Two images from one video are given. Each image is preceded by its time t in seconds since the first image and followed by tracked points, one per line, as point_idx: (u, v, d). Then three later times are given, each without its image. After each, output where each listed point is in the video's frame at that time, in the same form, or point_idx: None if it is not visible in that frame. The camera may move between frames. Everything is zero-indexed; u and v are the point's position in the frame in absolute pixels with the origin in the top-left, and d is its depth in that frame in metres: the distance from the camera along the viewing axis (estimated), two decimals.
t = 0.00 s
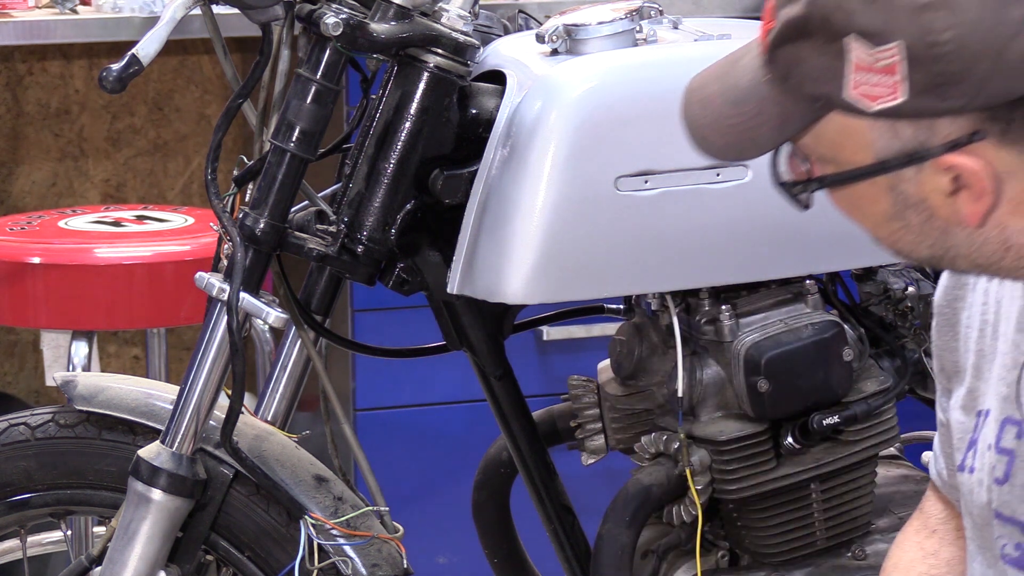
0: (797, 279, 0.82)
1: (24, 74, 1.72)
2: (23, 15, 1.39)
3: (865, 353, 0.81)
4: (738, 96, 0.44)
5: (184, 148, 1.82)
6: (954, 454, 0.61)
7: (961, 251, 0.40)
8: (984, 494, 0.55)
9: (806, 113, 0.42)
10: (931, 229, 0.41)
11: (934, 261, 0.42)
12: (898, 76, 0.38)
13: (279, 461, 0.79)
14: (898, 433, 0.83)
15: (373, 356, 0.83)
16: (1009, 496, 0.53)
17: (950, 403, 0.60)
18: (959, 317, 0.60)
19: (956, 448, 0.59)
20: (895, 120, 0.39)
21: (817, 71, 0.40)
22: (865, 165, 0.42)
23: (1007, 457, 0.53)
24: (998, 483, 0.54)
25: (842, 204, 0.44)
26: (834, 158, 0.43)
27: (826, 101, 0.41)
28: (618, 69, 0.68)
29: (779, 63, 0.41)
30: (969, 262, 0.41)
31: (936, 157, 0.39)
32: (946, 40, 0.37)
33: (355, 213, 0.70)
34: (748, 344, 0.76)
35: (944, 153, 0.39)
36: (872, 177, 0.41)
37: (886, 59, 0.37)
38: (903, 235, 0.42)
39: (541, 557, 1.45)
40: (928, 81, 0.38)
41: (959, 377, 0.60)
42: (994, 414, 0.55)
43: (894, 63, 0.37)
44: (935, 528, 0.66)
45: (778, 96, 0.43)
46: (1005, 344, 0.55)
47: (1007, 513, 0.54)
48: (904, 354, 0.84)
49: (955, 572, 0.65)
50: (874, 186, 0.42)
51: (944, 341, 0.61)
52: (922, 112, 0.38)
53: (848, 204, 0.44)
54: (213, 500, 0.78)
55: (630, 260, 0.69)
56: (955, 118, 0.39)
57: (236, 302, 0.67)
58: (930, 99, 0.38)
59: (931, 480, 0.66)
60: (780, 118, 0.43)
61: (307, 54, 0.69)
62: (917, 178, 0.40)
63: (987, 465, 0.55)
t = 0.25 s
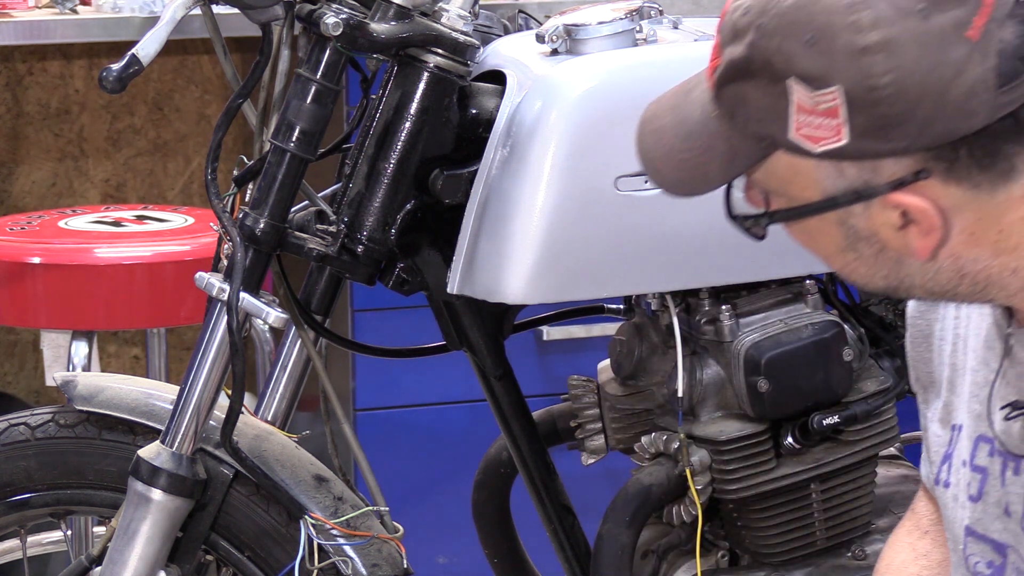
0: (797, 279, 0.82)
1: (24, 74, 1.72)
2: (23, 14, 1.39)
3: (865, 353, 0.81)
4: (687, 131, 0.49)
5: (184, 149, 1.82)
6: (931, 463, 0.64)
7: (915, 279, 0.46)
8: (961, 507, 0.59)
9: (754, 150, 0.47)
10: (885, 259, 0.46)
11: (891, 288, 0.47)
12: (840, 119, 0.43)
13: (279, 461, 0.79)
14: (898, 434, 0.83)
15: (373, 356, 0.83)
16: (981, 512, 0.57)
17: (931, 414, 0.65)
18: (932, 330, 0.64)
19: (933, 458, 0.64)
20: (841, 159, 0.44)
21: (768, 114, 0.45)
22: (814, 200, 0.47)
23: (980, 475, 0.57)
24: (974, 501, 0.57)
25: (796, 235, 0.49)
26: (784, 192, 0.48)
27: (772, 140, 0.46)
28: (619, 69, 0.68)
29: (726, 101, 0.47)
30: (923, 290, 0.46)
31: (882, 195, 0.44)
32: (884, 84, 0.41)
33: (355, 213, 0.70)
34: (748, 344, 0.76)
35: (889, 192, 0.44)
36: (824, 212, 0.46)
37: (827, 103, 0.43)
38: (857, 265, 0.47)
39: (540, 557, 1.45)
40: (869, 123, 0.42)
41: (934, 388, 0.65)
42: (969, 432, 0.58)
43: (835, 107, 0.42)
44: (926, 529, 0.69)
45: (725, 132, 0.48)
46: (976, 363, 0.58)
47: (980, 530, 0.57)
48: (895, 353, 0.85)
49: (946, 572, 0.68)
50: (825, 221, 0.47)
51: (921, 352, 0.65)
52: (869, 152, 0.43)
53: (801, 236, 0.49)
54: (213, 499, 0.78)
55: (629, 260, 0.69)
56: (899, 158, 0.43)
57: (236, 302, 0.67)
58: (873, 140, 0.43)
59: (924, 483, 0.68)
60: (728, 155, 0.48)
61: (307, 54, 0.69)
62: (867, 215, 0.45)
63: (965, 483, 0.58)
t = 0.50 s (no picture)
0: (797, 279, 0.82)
1: (24, 74, 1.72)
2: (23, 14, 1.39)
3: (865, 353, 0.81)
4: (660, 149, 0.56)
5: (184, 149, 1.82)
6: (916, 470, 0.68)
7: (892, 290, 0.54)
8: (948, 514, 0.63)
9: (726, 168, 0.54)
10: (860, 273, 0.54)
11: (869, 298, 0.55)
12: (806, 137, 0.49)
13: (279, 461, 0.79)
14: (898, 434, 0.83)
15: (373, 356, 0.83)
16: (966, 521, 0.61)
17: (912, 421, 0.69)
18: (913, 338, 0.68)
19: (917, 465, 0.68)
20: (809, 177, 0.51)
21: (738, 131, 0.52)
22: (785, 216, 0.53)
23: (964, 483, 0.61)
24: (958, 510, 0.61)
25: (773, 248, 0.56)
26: (757, 208, 0.54)
27: (741, 158, 0.52)
28: (618, 69, 0.68)
29: (696, 119, 0.53)
30: (900, 300, 0.54)
31: (854, 212, 0.51)
32: (849, 103, 0.48)
33: (355, 213, 0.70)
34: (748, 344, 0.76)
35: (861, 209, 0.51)
36: (795, 227, 0.53)
37: (795, 121, 0.49)
38: (832, 277, 0.55)
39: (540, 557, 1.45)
40: (837, 141, 0.49)
41: (916, 395, 0.69)
42: (951, 440, 0.62)
43: (801, 126, 0.49)
44: (916, 530, 0.71)
45: (696, 149, 0.54)
46: (957, 372, 0.62)
47: (965, 539, 0.61)
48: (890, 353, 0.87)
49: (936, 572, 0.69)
50: (796, 235, 0.54)
51: (901, 360, 0.69)
52: (836, 169, 0.50)
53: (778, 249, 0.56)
54: (213, 499, 0.78)
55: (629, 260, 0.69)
56: (868, 176, 0.50)
57: (236, 302, 0.67)
58: (841, 157, 0.50)
59: (911, 487, 0.71)
60: (701, 171, 0.54)
61: (307, 54, 0.69)
62: (840, 230, 0.52)
63: (948, 493, 0.62)
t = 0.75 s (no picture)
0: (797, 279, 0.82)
1: (24, 74, 1.72)
2: (23, 14, 1.39)
3: (865, 353, 0.81)
4: (653, 157, 0.58)
5: (184, 149, 1.82)
6: (914, 472, 0.68)
7: (888, 294, 0.55)
8: (945, 515, 0.63)
9: (718, 174, 0.56)
10: (854, 278, 0.55)
11: (866, 302, 0.56)
12: (798, 142, 0.51)
13: (279, 461, 0.79)
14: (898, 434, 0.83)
15: (373, 356, 0.83)
16: (963, 523, 0.61)
17: (910, 423, 0.69)
18: (910, 342, 0.69)
19: (915, 467, 0.68)
20: (801, 182, 0.52)
21: (731, 138, 0.53)
22: (778, 222, 0.55)
23: (960, 486, 0.61)
24: (956, 512, 0.62)
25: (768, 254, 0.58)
26: (751, 214, 0.57)
27: (733, 165, 0.54)
28: (618, 69, 0.68)
29: (688, 126, 0.55)
30: (896, 303, 0.55)
31: (847, 217, 0.53)
32: (839, 109, 0.49)
33: (356, 213, 0.70)
34: (748, 344, 0.76)
35: (852, 214, 0.52)
36: (789, 234, 0.55)
37: (786, 127, 0.51)
38: (827, 283, 0.57)
39: (540, 556, 1.45)
40: (827, 146, 0.51)
41: (912, 398, 0.69)
42: (948, 442, 0.62)
43: (792, 132, 0.51)
44: (915, 532, 0.71)
45: (690, 155, 0.57)
46: (954, 375, 0.62)
47: (962, 541, 0.61)
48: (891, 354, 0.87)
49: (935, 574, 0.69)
50: (792, 240, 0.56)
51: (899, 362, 0.69)
52: (827, 175, 0.51)
53: (774, 253, 0.58)
54: (213, 500, 0.78)
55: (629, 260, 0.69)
56: (860, 182, 0.52)
57: (236, 302, 0.67)
58: (832, 162, 0.51)
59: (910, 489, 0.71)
60: (694, 177, 0.57)
61: (307, 54, 0.69)
62: (834, 235, 0.54)
63: (946, 496, 0.63)
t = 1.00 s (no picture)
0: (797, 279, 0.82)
1: (24, 74, 1.72)
2: (23, 14, 1.39)
3: (865, 353, 0.81)
4: (657, 154, 0.59)
5: (184, 149, 1.82)
6: (915, 472, 0.68)
7: (889, 291, 0.55)
8: (946, 515, 0.63)
9: (721, 171, 0.56)
10: (857, 274, 0.55)
11: (867, 299, 0.56)
12: (800, 139, 0.51)
13: (279, 461, 0.79)
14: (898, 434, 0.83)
15: (373, 356, 0.83)
16: (965, 522, 0.61)
17: (910, 423, 0.69)
18: (912, 341, 0.68)
19: (916, 467, 0.68)
20: (803, 179, 0.52)
21: (733, 135, 0.53)
22: (781, 218, 0.55)
23: (963, 485, 0.61)
24: (958, 511, 0.62)
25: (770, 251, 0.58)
26: (754, 211, 0.57)
27: (736, 162, 0.54)
28: (618, 69, 0.68)
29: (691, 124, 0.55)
30: (898, 302, 0.55)
31: (850, 214, 0.53)
32: (841, 105, 0.50)
33: (356, 213, 0.70)
34: (748, 344, 0.76)
35: (855, 210, 0.52)
36: (792, 231, 0.55)
37: (788, 124, 0.51)
38: (829, 280, 0.57)
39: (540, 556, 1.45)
40: (830, 143, 0.51)
41: (914, 398, 0.69)
42: (950, 441, 0.62)
43: (794, 129, 0.51)
44: (916, 532, 0.71)
45: (692, 153, 0.57)
46: (956, 374, 0.62)
47: (964, 540, 0.61)
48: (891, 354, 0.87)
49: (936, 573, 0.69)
50: (795, 237, 0.56)
51: (900, 362, 0.69)
52: (830, 171, 0.51)
53: (776, 250, 0.58)
54: (213, 500, 0.78)
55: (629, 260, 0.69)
56: (862, 178, 0.52)
57: (236, 302, 0.67)
58: (834, 159, 0.51)
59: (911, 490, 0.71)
60: (697, 174, 0.57)
61: (307, 54, 0.69)
62: (836, 232, 0.54)
63: (948, 495, 0.63)
